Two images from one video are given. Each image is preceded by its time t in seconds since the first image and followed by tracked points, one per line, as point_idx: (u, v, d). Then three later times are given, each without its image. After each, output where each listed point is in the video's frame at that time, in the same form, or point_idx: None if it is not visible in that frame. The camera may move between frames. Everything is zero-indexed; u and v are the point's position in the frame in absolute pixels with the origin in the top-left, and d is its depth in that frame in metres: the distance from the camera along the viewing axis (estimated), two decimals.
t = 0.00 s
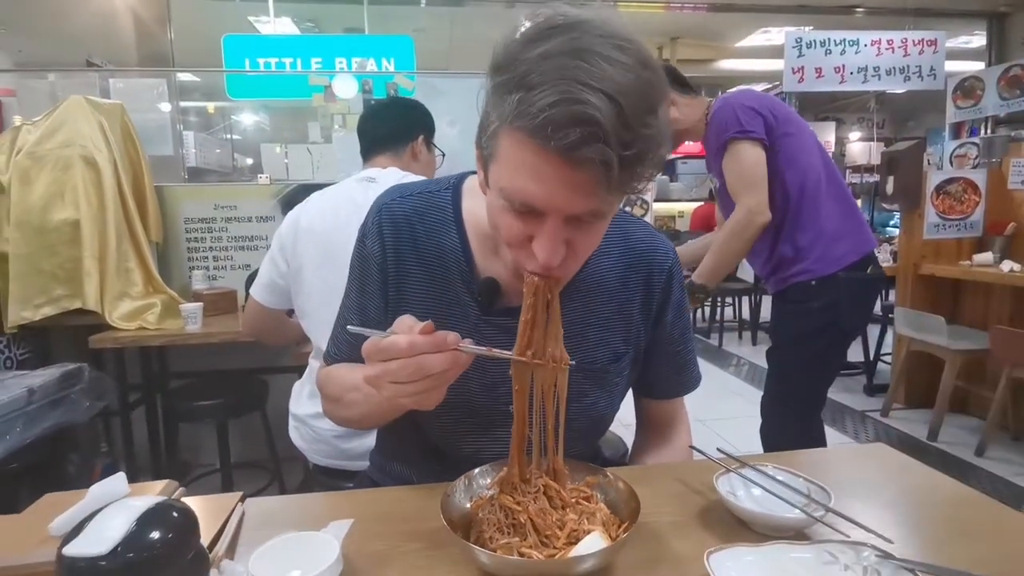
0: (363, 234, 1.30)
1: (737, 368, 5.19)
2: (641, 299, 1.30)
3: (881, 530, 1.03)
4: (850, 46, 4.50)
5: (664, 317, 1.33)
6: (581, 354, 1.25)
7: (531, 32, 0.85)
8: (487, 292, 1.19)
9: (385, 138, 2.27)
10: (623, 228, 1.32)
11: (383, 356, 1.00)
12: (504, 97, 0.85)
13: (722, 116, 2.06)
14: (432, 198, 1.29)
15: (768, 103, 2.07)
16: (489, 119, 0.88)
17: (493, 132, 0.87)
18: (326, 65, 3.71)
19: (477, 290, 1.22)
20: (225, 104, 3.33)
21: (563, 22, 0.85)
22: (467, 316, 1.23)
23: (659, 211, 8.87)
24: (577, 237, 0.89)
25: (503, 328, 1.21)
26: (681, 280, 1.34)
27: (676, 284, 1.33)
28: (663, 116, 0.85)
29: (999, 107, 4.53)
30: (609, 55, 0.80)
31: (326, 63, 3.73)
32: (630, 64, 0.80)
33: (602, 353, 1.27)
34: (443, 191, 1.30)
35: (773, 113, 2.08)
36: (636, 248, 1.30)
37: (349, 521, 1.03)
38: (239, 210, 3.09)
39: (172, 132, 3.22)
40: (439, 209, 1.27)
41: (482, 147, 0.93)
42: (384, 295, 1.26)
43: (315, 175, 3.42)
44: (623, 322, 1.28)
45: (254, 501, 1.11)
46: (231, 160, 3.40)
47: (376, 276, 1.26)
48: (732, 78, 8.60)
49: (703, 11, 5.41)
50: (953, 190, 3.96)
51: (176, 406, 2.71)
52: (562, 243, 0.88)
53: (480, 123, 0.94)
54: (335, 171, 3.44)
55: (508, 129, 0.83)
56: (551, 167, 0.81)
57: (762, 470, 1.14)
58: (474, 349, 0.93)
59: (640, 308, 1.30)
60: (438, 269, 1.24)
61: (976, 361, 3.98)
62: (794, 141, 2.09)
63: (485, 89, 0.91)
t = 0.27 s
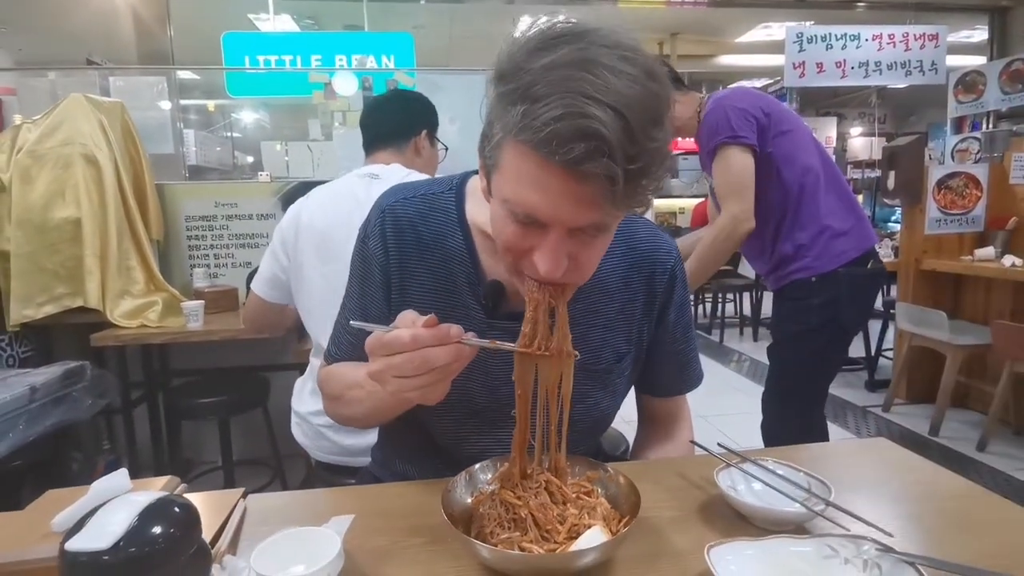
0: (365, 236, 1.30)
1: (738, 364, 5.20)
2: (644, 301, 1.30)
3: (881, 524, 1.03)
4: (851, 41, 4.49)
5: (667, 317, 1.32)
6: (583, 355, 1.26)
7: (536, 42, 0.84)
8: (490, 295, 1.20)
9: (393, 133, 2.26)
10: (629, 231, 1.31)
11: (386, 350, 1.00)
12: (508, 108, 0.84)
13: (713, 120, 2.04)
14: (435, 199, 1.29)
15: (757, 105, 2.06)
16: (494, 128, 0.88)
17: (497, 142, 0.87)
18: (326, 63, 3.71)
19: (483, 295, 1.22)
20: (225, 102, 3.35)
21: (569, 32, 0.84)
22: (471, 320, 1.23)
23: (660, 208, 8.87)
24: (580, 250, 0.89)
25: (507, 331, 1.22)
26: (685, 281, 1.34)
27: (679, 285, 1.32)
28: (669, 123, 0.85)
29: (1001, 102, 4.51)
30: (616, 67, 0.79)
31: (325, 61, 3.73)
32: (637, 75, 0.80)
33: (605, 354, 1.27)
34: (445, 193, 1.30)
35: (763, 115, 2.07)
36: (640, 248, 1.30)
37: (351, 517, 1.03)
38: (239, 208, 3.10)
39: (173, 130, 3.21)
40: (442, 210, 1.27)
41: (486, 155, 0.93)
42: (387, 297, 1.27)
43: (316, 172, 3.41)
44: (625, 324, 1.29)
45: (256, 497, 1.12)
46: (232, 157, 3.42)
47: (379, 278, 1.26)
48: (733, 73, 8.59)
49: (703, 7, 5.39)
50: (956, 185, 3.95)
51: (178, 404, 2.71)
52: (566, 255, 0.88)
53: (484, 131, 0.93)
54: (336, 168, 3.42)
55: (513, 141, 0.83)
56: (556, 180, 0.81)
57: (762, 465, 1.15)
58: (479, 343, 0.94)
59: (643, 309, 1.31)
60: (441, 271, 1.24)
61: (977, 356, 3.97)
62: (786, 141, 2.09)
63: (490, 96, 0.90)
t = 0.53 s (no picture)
0: (370, 238, 1.31)
1: (743, 362, 5.19)
2: (650, 303, 1.30)
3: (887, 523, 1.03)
4: (856, 38, 4.48)
5: (672, 319, 1.33)
6: (588, 357, 1.26)
7: (543, 40, 0.85)
8: (495, 300, 1.20)
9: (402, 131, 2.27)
10: (634, 233, 1.31)
11: (388, 346, 1.00)
12: (514, 105, 0.85)
13: (718, 123, 2.04)
14: (441, 201, 1.29)
15: (762, 106, 2.05)
16: (500, 127, 0.88)
17: (502, 139, 0.87)
18: (330, 62, 3.72)
19: (487, 300, 1.22)
20: (231, 102, 3.44)
21: (578, 31, 0.84)
22: (476, 322, 1.23)
23: (664, 206, 8.86)
24: (584, 251, 0.89)
25: (511, 334, 1.21)
26: (691, 282, 1.34)
27: (685, 288, 1.32)
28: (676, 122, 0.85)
29: (1007, 99, 4.49)
30: (622, 66, 0.79)
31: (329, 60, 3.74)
32: (644, 76, 0.80)
33: (610, 357, 1.27)
34: (451, 195, 1.30)
35: (769, 116, 2.06)
36: (647, 251, 1.30)
37: (356, 515, 1.03)
38: (244, 208, 3.11)
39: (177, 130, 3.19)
40: (447, 213, 1.27)
41: (491, 154, 0.93)
42: (393, 298, 1.27)
43: (320, 172, 3.40)
44: (629, 327, 1.28)
45: (261, 495, 1.12)
46: (236, 157, 3.49)
47: (385, 279, 1.27)
48: (737, 71, 8.57)
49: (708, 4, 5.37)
50: (960, 182, 3.95)
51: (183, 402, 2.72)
52: (569, 257, 0.88)
53: (490, 129, 0.94)
54: (341, 168, 3.41)
55: (517, 138, 0.83)
56: (561, 180, 0.81)
57: (766, 463, 1.15)
58: (481, 339, 0.94)
59: (648, 313, 1.31)
60: (446, 273, 1.25)
61: (983, 354, 3.96)
62: (793, 142, 2.08)
63: (496, 94, 0.91)
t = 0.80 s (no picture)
0: (374, 238, 1.31)
1: (746, 361, 5.18)
2: (654, 303, 1.30)
3: (890, 521, 1.03)
4: (859, 35, 4.46)
5: (676, 319, 1.33)
6: (593, 358, 1.25)
7: (548, 36, 0.85)
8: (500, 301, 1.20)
9: (413, 130, 2.27)
10: (639, 233, 1.31)
11: (397, 325, 0.99)
12: (519, 99, 0.85)
13: (729, 134, 2.01)
14: (445, 202, 1.29)
15: (773, 113, 2.03)
16: (505, 122, 0.88)
17: (507, 135, 0.87)
18: (331, 60, 3.73)
19: (491, 301, 1.23)
20: (232, 100, 3.40)
21: (583, 26, 0.84)
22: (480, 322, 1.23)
23: (667, 204, 8.84)
24: (589, 247, 0.89)
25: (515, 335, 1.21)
26: (694, 282, 1.34)
27: (688, 288, 1.32)
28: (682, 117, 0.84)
29: (1010, 95, 4.47)
30: (628, 59, 0.79)
31: (330, 58, 3.74)
32: (650, 69, 0.79)
33: (614, 358, 1.27)
34: (456, 196, 1.30)
35: (779, 123, 2.04)
36: (652, 252, 1.29)
37: (359, 514, 1.03)
38: (246, 207, 3.12)
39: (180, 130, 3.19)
40: (452, 214, 1.27)
41: (496, 151, 0.93)
42: (397, 299, 1.28)
43: (322, 172, 3.42)
44: (633, 328, 1.28)
45: (264, 494, 1.12)
46: (239, 156, 3.47)
47: (389, 280, 1.27)
48: (740, 68, 8.54)
49: (710, 2, 5.36)
50: (965, 179, 3.92)
51: (187, 401, 2.73)
52: (576, 252, 0.89)
53: (496, 126, 0.94)
54: (343, 167, 3.43)
55: (522, 133, 0.83)
56: (567, 170, 0.81)
57: (769, 462, 1.15)
58: (489, 319, 0.94)
59: (652, 313, 1.30)
60: (451, 274, 1.25)
61: (988, 351, 3.94)
62: (804, 149, 2.06)
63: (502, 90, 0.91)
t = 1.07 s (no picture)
0: (377, 233, 1.31)
1: (748, 358, 5.18)
2: (657, 302, 1.30)
3: (893, 519, 1.03)
4: (862, 31, 4.44)
5: (679, 318, 1.32)
6: (594, 358, 1.25)
7: (550, 40, 0.84)
8: (502, 301, 1.21)
9: (424, 128, 2.27)
10: (641, 232, 1.30)
11: (399, 320, 0.99)
12: (521, 106, 0.84)
13: (761, 135, 1.95)
14: (449, 199, 1.29)
15: (802, 115, 1.98)
16: (507, 127, 0.88)
17: (509, 141, 0.87)
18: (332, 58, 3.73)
19: (493, 298, 1.23)
20: (233, 100, 3.50)
21: (584, 30, 0.83)
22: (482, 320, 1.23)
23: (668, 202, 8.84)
24: (590, 251, 0.89)
25: (517, 333, 1.20)
26: (697, 281, 1.33)
27: (691, 286, 1.32)
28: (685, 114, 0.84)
29: (1013, 92, 4.45)
30: (629, 67, 0.78)
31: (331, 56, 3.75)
32: (652, 75, 0.79)
33: (615, 358, 1.27)
34: (461, 193, 1.30)
35: (809, 125, 1.99)
36: (654, 249, 1.29)
37: (361, 512, 1.03)
38: (248, 204, 3.12)
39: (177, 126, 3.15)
40: (456, 210, 1.27)
41: (498, 154, 0.93)
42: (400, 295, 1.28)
43: (323, 169, 3.42)
44: (636, 329, 1.28)
45: (266, 492, 1.12)
46: (239, 153, 3.52)
47: (392, 277, 1.27)
48: (742, 65, 8.52)
49: None
50: (968, 177, 3.91)
51: (189, 399, 2.73)
52: (576, 256, 0.88)
53: (497, 130, 0.94)
54: (343, 165, 3.42)
55: (523, 140, 0.83)
56: (569, 178, 0.80)
57: (771, 460, 1.14)
58: (490, 314, 0.93)
59: (655, 312, 1.30)
60: (453, 272, 1.25)
61: (990, 349, 3.93)
62: (832, 152, 2.02)
63: (503, 94, 0.90)
